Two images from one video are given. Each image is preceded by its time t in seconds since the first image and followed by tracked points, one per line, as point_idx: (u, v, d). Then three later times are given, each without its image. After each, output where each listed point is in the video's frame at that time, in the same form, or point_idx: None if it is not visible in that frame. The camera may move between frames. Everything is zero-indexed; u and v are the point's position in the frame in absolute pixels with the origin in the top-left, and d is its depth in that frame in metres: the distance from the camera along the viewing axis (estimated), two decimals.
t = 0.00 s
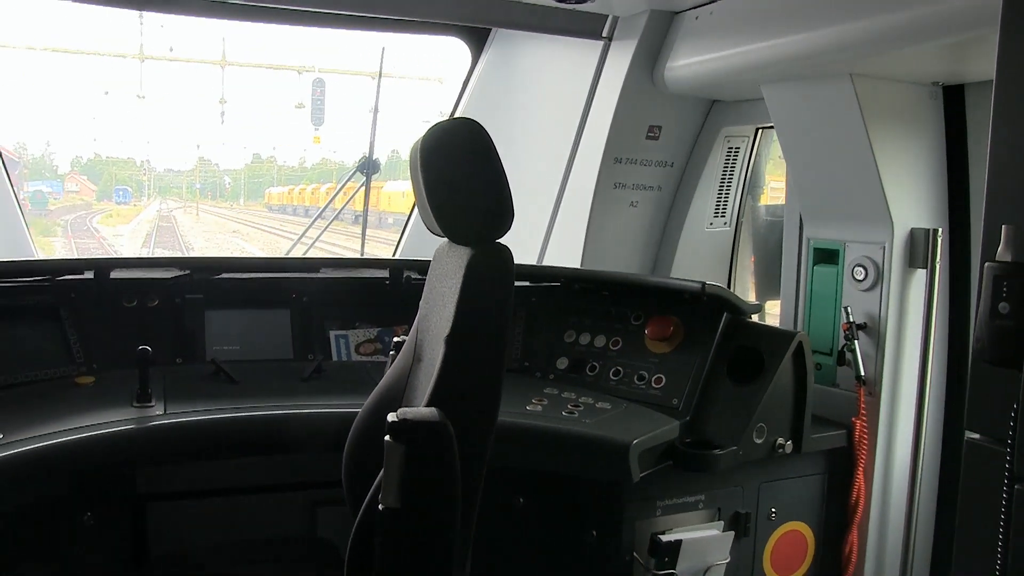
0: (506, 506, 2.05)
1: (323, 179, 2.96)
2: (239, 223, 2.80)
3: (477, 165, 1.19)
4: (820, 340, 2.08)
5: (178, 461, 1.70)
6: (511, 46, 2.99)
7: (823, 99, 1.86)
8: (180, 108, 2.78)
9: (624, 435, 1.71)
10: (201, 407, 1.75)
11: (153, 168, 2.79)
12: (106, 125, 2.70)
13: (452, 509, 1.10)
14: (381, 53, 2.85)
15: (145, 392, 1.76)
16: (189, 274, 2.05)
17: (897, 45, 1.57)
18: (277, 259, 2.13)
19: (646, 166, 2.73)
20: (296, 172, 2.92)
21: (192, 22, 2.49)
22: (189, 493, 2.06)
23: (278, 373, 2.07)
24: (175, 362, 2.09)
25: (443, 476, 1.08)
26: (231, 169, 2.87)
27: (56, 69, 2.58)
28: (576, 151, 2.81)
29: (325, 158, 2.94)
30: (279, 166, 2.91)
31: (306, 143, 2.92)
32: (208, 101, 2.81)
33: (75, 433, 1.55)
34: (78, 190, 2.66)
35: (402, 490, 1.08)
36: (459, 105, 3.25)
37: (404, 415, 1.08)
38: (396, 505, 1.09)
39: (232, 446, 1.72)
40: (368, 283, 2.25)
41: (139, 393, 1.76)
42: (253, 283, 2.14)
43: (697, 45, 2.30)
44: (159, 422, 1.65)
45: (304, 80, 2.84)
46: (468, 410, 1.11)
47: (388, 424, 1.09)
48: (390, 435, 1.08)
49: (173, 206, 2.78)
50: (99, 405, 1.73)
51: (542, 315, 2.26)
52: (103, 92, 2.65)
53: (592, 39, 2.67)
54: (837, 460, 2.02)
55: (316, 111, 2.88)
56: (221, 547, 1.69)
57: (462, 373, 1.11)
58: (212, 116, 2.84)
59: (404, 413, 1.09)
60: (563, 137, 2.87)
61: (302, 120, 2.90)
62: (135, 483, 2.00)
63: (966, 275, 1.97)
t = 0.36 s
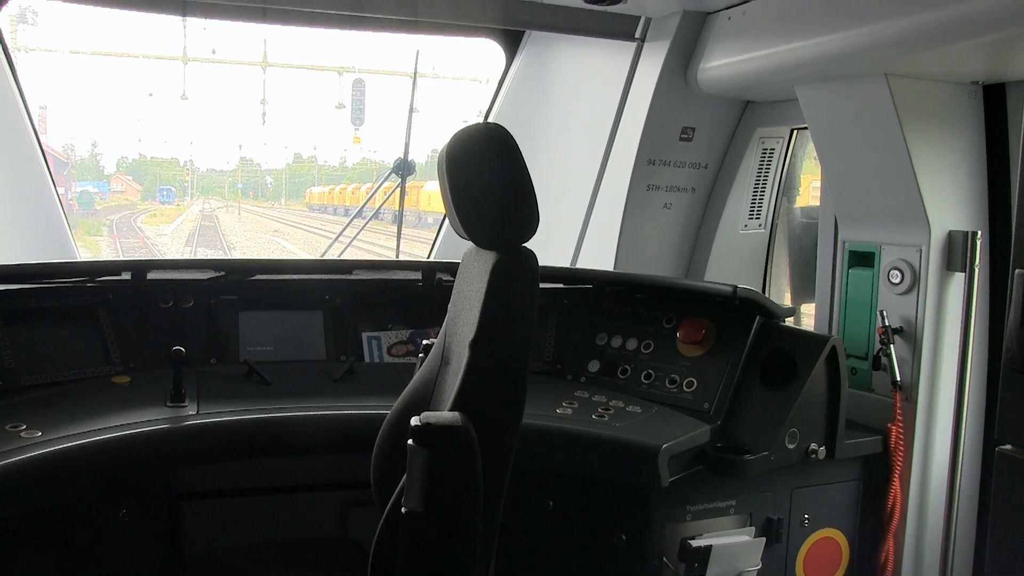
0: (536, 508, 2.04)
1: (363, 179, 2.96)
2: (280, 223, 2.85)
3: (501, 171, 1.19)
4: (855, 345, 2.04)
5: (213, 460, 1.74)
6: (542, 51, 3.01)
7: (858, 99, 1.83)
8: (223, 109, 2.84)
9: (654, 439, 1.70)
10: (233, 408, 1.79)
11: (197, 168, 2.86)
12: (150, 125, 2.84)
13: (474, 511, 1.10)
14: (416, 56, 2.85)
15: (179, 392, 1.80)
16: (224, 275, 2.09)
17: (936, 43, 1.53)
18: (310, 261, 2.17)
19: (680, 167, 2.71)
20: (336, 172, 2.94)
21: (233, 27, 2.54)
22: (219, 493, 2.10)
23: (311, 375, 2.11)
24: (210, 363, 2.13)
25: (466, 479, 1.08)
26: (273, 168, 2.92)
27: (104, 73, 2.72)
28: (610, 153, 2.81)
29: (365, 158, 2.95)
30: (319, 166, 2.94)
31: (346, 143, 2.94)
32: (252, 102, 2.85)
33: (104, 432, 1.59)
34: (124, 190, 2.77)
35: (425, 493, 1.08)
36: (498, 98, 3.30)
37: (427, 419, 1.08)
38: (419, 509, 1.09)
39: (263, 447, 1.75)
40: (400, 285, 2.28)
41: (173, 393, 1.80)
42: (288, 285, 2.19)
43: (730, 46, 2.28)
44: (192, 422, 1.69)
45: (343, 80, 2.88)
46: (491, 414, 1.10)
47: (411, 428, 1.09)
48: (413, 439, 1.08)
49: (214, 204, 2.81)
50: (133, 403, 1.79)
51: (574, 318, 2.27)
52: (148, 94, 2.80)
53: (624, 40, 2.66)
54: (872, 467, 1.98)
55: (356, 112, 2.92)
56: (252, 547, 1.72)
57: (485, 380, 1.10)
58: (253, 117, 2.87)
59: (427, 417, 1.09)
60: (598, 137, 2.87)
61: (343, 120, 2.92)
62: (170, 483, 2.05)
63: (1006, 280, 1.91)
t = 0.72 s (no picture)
0: (575, 511, 2.06)
1: (413, 179, 3.09)
2: (331, 223, 2.93)
3: (539, 174, 1.20)
4: (902, 349, 1.99)
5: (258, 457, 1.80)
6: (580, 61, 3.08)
7: (905, 99, 1.78)
8: (274, 110, 2.96)
9: (691, 443, 1.69)
10: (273, 407, 1.84)
11: (250, 168, 2.99)
12: (204, 128, 2.99)
13: (505, 519, 1.09)
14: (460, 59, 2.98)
15: (224, 391, 1.86)
16: (269, 277, 2.15)
17: (991, 41, 1.48)
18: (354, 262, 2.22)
19: (724, 169, 2.68)
20: (387, 172, 3.05)
21: (284, 30, 2.68)
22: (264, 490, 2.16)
23: (353, 374, 2.16)
24: (256, 363, 2.20)
25: (497, 482, 1.07)
26: (325, 170, 3.03)
27: (162, 79, 2.89)
28: (653, 155, 2.80)
29: (416, 158, 3.10)
30: (370, 167, 3.04)
31: (397, 143, 3.08)
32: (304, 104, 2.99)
33: (146, 430, 1.64)
34: (179, 192, 2.91)
35: (456, 495, 1.08)
36: (541, 103, 3.36)
37: (459, 420, 1.08)
38: (450, 510, 1.09)
39: (305, 446, 1.80)
40: (443, 285, 2.32)
41: (218, 392, 1.86)
42: (332, 284, 2.25)
43: (775, 46, 2.25)
44: (237, 420, 1.75)
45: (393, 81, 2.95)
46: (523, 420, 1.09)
47: (443, 428, 1.09)
48: (445, 440, 1.08)
49: (268, 204, 2.95)
50: (178, 403, 1.83)
51: (616, 320, 2.27)
52: (202, 97, 2.96)
53: (668, 41, 2.64)
54: (920, 477, 1.92)
55: (405, 112, 3.05)
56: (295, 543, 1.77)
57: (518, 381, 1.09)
58: (304, 118, 3.00)
59: (460, 418, 1.09)
60: (641, 138, 2.85)
61: (393, 120, 3.04)
62: (217, 480, 2.12)
63: None
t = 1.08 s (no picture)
0: (619, 509, 2.09)
1: (473, 173, 3.02)
2: (387, 216, 2.88)
3: (590, 174, 1.20)
4: (957, 358, 1.94)
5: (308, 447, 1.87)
6: (635, 60, 3.09)
7: (965, 100, 1.73)
8: (335, 102, 2.89)
9: (734, 446, 1.68)
10: (321, 399, 1.91)
11: (309, 160, 2.92)
12: (264, 121, 2.91)
13: (539, 518, 1.10)
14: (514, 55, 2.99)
15: (273, 382, 1.94)
16: (321, 270, 2.20)
17: None
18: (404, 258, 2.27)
19: (778, 170, 2.65)
20: (445, 167, 3.01)
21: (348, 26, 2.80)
22: (312, 481, 2.25)
23: (401, 369, 2.22)
24: (305, 355, 2.28)
25: (533, 483, 1.07)
26: (383, 163, 2.97)
27: (227, 69, 2.89)
28: (706, 155, 2.77)
29: (474, 151, 3.02)
30: (429, 161, 3.00)
31: (456, 137, 3.03)
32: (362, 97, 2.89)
33: (199, 419, 1.71)
34: (239, 182, 2.87)
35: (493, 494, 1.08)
36: (594, 99, 3.34)
37: (498, 419, 1.08)
38: (487, 507, 1.09)
39: (351, 438, 1.87)
40: (492, 282, 2.35)
41: (267, 383, 1.93)
42: (383, 280, 2.30)
43: (832, 45, 2.20)
44: (284, 411, 1.81)
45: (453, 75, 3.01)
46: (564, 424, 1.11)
47: (482, 427, 1.09)
48: (484, 439, 1.08)
49: (327, 196, 2.90)
50: (232, 392, 1.93)
51: (664, 320, 2.26)
52: (263, 89, 2.88)
53: (722, 40, 2.61)
54: (974, 490, 1.87)
55: (465, 106, 3.05)
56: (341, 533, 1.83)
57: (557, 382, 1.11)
58: (364, 111, 2.92)
59: (498, 416, 1.09)
60: (694, 137, 2.84)
61: (451, 114, 3.03)
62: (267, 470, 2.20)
63: None
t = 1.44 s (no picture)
0: (664, 494, 2.11)
1: (527, 160, 3.04)
2: (441, 203, 2.93)
3: (636, 168, 1.17)
4: (1012, 345, 1.90)
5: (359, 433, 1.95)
6: (685, 45, 3.08)
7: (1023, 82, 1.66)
8: (389, 91, 2.97)
9: (782, 432, 1.68)
10: (370, 386, 1.97)
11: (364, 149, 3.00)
12: (319, 109, 3.01)
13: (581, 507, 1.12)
14: (563, 41, 2.95)
15: (323, 369, 2.01)
16: (371, 257, 2.27)
17: None
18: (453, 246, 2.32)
19: (829, 154, 2.60)
20: (500, 153, 3.03)
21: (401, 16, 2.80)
22: (364, 464, 2.34)
23: (450, 355, 2.28)
24: (355, 341, 2.36)
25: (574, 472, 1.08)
26: (438, 150, 3.04)
27: (283, 59, 2.94)
28: (757, 141, 2.73)
29: (529, 138, 3.02)
30: (483, 147, 3.04)
31: (509, 125, 3.04)
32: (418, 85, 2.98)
33: (253, 406, 1.80)
34: (295, 170, 2.94)
35: (536, 480, 1.09)
36: (645, 85, 3.36)
37: (541, 406, 1.08)
38: (530, 494, 1.11)
39: (403, 424, 1.93)
40: (540, 269, 2.39)
41: (318, 370, 2.01)
42: (431, 266, 2.37)
43: (886, 27, 2.14)
44: (335, 398, 1.88)
45: (506, 62, 3.01)
46: (610, 414, 1.11)
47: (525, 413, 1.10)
48: (528, 425, 1.09)
49: (382, 184, 2.97)
50: (288, 378, 2.02)
51: (713, 307, 2.26)
52: (317, 77, 2.99)
53: (772, 23, 2.54)
54: None
55: (518, 93, 3.04)
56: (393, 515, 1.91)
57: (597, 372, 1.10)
58: (418, 99, 3.00)
59: (542, 404, 1.09)
60: (743, 121, 2.81)
61: (504, 101, 3.05)
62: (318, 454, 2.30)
63: None
